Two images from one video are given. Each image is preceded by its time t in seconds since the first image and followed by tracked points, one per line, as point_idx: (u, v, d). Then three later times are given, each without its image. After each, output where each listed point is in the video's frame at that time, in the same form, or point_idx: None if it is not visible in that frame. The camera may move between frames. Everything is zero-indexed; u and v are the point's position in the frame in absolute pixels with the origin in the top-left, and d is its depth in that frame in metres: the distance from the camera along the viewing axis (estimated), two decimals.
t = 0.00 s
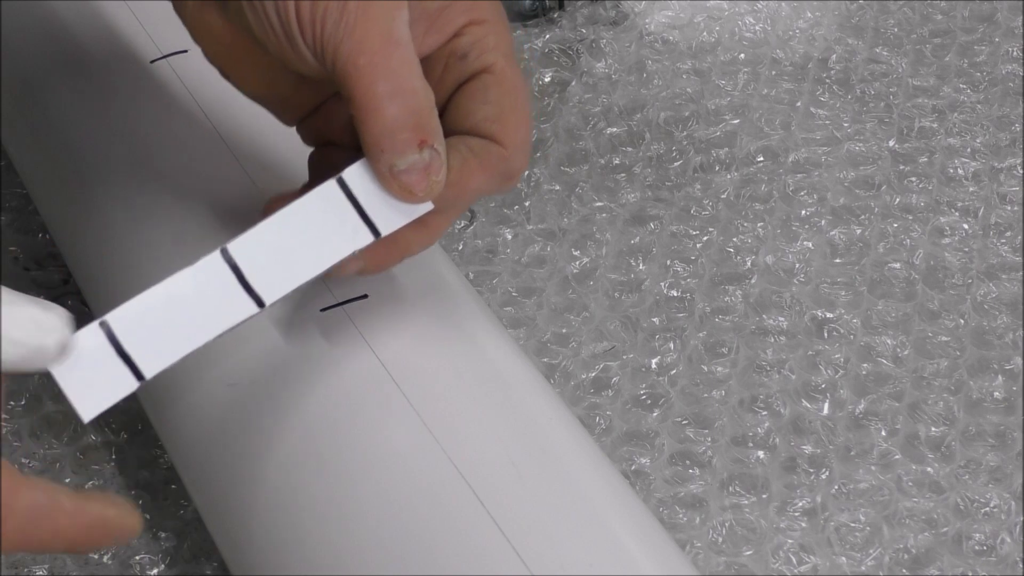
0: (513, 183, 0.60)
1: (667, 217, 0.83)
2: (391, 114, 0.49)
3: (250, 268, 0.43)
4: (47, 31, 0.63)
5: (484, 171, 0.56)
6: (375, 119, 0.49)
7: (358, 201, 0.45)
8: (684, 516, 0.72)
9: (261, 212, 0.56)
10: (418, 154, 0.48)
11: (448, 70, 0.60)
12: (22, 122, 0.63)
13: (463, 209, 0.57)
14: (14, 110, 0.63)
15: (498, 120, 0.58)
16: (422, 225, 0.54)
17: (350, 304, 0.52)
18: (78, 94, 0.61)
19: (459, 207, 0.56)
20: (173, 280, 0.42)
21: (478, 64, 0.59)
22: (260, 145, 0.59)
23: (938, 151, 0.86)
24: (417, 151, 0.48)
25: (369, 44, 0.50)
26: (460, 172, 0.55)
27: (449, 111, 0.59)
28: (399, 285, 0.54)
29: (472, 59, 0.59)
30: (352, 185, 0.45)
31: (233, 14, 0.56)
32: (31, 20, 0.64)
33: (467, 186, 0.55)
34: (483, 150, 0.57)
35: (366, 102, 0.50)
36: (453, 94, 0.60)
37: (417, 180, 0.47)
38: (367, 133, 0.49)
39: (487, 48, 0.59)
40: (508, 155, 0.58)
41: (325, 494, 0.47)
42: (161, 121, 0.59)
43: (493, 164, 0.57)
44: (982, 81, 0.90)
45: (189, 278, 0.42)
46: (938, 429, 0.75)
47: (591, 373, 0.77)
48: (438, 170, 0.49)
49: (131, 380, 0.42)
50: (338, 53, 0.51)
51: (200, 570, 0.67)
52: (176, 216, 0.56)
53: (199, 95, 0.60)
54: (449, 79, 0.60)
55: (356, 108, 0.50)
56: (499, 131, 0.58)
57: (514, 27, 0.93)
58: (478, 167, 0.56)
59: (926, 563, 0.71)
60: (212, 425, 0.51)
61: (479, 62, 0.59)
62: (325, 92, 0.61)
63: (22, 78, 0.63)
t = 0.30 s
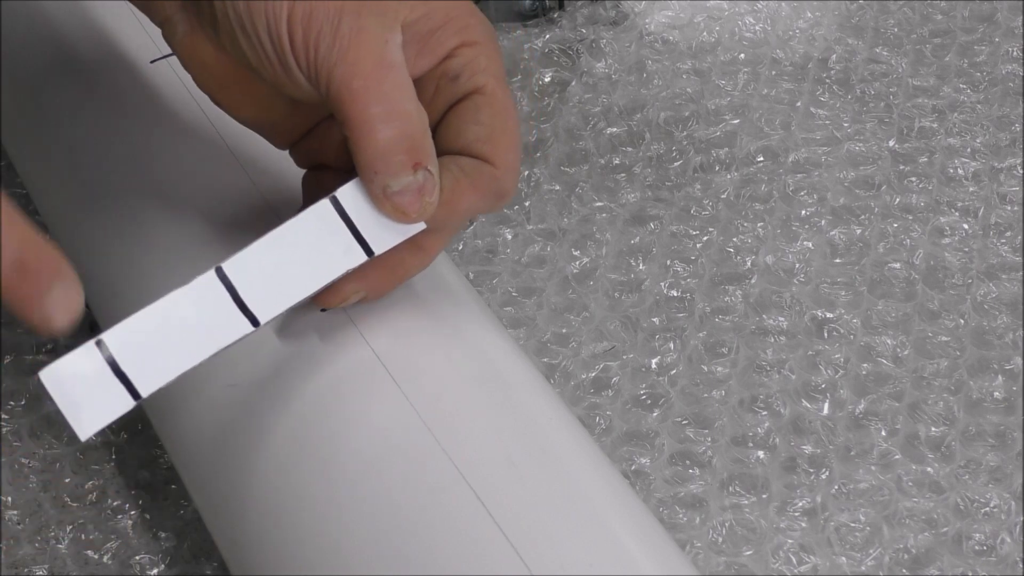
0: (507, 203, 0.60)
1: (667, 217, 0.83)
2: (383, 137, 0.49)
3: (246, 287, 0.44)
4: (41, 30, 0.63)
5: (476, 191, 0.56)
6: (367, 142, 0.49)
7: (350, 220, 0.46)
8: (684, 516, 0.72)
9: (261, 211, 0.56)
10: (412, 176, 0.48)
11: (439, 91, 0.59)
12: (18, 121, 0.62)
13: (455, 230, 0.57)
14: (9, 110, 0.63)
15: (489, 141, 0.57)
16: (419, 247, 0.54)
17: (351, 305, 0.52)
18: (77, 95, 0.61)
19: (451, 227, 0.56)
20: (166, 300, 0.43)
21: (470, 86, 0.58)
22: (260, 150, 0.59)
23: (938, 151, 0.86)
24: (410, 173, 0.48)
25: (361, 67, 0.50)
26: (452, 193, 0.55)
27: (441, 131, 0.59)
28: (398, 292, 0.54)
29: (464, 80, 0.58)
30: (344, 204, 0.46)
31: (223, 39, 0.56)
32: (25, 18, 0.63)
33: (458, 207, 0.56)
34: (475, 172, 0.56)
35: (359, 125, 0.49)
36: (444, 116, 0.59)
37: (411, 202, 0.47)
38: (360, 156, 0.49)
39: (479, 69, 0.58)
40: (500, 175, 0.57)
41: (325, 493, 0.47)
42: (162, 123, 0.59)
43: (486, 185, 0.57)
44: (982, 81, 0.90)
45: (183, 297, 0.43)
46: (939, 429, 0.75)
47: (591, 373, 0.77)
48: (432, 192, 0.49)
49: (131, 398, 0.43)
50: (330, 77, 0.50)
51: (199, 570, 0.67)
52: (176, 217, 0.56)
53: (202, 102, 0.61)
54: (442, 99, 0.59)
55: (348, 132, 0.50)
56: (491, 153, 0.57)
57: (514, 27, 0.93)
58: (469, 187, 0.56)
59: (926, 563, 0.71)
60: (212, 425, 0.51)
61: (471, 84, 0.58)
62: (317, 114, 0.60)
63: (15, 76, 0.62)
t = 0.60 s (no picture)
0: (509, 209, 0.60)
1: (667, 217, 0.83)
2: (387, 147, 0.49)
3: (250, 296, 0.44)
4: (36, 32, 0.62)
5: (478, 199, 0.56)
6: (370, 152, 0.49)
7: (352, 227, 0.46)
8: (684, 516, 0.72)
9: (263, 217, 0.56)
10: (416, 184, 0.48)
11: (440, 99, 0.59)
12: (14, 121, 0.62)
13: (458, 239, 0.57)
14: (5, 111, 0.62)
15: (490, 148, 0.57)
16: (420, 257, 0.54)
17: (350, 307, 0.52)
18: (76, 98, 0.61)
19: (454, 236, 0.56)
20: (172, 312, 0.43)
21: (470, 93, 0.58)
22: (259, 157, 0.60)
23: (938, 151, 0.86)
24: (413, 181, 0.48)
25: (365, 79, 0.49)
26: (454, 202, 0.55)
27: (442, 140, 0.59)
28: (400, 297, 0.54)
29: (464, 88, 0.58)
30: (347, 213, 0.46)
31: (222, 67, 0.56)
32: (20, 18, 0.63)
33: (459, 215, 0.56)
34: (476, 180, 0.57)
35: (361, 136, 0.49)
36: (444, 124, 0.59)
37: (415, 211, 0.48)
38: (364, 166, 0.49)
39: (479, 77, 0.58)
40: (501, 181, 0.57)
41: (323, 494, 0.47)
42: (161, 126, 0.59)
43: (488, 192, 0.57)
44: (982, 81, 0.90)
45: (189, 309, 0.43)
46: (939, 429, 0.75)
47: (591, 373, 0.77)
48: (435, 199, 0.49)
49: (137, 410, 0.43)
50: (333, 91, 0.50)
51: (200, 570, 0.67)
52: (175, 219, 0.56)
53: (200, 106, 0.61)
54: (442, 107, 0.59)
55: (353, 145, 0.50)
56: (492, 160, 0.57)
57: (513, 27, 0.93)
58: (471, 195, 0.56)
59: (926, 563, 0.71)
60: (211, 427, 0.51)
61: (471, 92, 0.58)
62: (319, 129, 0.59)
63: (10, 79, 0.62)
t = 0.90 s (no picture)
0: (506, 213, 0.60)
1: (667, 217, 0.83)
2: (390, 143, 0.48)
3: (246, 285, 0.44)
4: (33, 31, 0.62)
5: (476, 200, 0.56)
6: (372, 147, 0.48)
7: (350, 221, 0.46)
8: (685, 516, 0.71)
9: (261, 220, 0.56)
10: (416, 181, 0.48)
11: (443, 101, 0.59)
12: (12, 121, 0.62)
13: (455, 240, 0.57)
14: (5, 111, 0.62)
15: (491, 152, 0.57)
16: (416, 257, 0.54)
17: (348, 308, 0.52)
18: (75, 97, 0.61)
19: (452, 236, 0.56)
20: (166, 294, 0.43)
21: (473, 96, 0.58)
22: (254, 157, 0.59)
23: (938, 151, 0.86)
24: (414, 179, 0.48)
25: (371, 74, 0.49)
26: (453, 203, 0.55)
27: (443, 141, 0.59)
28: (399, 297, 0.54)
29: (468, 91, 0.58)
30: (344, 205, 0.46)
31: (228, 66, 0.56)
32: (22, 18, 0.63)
33: (457, 215, 0.55)
34: (475, 182, 0.56)
35: (364, 130, 0.48)
36: (447, 126, 0.59)
37: (413, 209, 0.47)
38: (364, 160, 0.48)
39: (485, 81, 0.58)
40: (500, 185, 0.57)
41: (321, 493, 0.47)
42: (158, 126, 0.59)
43: (486, 193, 0.57)
44: (982, 81, 0.90)
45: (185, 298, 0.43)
46: (939, 429, 0.75)
47: (591, 373, 0.77)
48: (435, 198, 0.49)
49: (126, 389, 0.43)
50: (338, 86, 0.50)
51: (200, 569, 0.67)
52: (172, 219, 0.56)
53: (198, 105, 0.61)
54: (446, 109, 0.59)
55: (355, 141, 0.49)
56: (493, 162, 0.57)
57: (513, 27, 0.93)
58: (469, 198, 0.56)
59: (926, 563, 0.71)
60: (209, 426, 0.51)
61: (475, 94, 0.58)
62: (322, 132, 0.59)
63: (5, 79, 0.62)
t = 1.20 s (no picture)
0: (512, 209, 0.60)
1: (667, 217, 0.83)
2: (400, 134, 0.48)
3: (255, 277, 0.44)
4: (35, 30, 0.62)
5: (484, 194, 0.56)
6: (382, 139, 0.48)
7: (359, 212, 0.46)
8: (684, 516, 0.72)
9: (265, 217, 0.56)
10: (425, 173, 0.48)
11: (452, 96, 0.60)
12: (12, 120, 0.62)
13: (461, 235, 0.57)
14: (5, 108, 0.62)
15: (500, 145, 0.58)
16: (425, 251, 0.55)
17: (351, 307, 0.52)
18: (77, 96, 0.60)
19: (459, 231, 0.56)
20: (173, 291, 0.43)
21: (481, 92, 0.58)
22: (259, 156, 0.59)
23: (938, 151, 0.86)
24: (423, 171, 0.48)
25: (382, 67, 0.49)
26: (461, 196, 0.55)
27: (452, 136, 0.59)
28: (405, 292, 0.54)
29: (477, 86, 0.58)
30: (354, 196, 0.46)
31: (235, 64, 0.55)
32: (23, 15, 0.63)
33: (465, 209, 0.56)
34: (484, 176, 0.57)
35: (374, 122, 0.49)
36: (455, 121, 0.59)
37: (422, 200, 0.48)
38: (375, 152, 0.48)
39: (493, 77, 0.58)
40: (508, 179, 0.57)
41: (322, 492, 0.47)
42: (160, 124, 0.59)
43: (495, 187, 0.57)
44: (982, 81, 0.90)
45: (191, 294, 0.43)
46: (939, 429, 0.75)
47: (591, 373, 0.77)
48: (443, 190, 0.49)
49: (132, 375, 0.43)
50: (348, 77, 0.50)
51: (199, 570, 0.67)
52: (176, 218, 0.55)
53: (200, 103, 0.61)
54: (455, 104, 0.60)
55: (366, 132, 0.50)
56: (502, 156, 0.57)
57: (513, 27, 0.93)
58: (478, 191, 0.56)
59: (926, 563, 0.71)
60: (212, 424, 0.51)
61: (484, 90, 0.58)
62: (329, 129, 0.59)
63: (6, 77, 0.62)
